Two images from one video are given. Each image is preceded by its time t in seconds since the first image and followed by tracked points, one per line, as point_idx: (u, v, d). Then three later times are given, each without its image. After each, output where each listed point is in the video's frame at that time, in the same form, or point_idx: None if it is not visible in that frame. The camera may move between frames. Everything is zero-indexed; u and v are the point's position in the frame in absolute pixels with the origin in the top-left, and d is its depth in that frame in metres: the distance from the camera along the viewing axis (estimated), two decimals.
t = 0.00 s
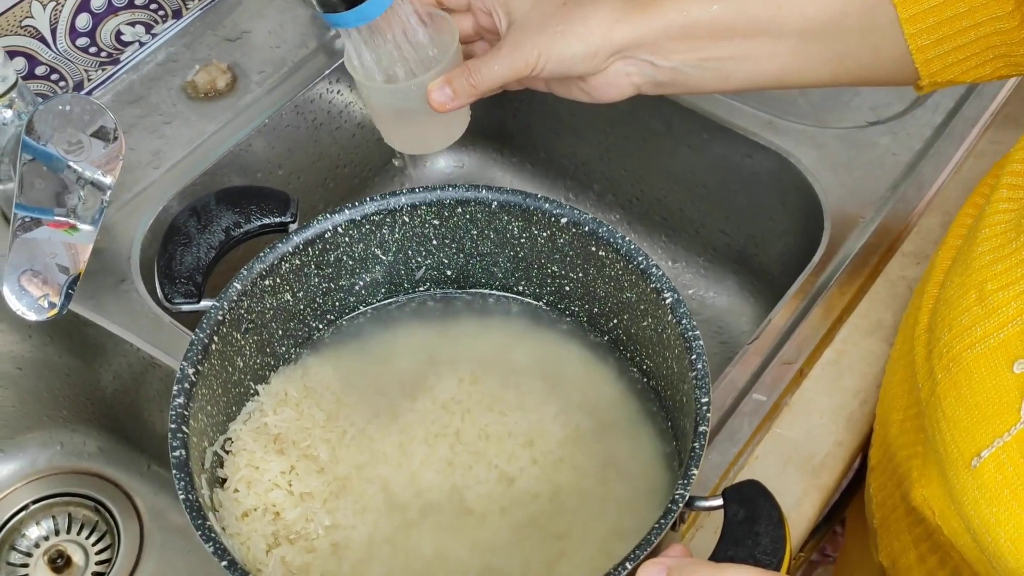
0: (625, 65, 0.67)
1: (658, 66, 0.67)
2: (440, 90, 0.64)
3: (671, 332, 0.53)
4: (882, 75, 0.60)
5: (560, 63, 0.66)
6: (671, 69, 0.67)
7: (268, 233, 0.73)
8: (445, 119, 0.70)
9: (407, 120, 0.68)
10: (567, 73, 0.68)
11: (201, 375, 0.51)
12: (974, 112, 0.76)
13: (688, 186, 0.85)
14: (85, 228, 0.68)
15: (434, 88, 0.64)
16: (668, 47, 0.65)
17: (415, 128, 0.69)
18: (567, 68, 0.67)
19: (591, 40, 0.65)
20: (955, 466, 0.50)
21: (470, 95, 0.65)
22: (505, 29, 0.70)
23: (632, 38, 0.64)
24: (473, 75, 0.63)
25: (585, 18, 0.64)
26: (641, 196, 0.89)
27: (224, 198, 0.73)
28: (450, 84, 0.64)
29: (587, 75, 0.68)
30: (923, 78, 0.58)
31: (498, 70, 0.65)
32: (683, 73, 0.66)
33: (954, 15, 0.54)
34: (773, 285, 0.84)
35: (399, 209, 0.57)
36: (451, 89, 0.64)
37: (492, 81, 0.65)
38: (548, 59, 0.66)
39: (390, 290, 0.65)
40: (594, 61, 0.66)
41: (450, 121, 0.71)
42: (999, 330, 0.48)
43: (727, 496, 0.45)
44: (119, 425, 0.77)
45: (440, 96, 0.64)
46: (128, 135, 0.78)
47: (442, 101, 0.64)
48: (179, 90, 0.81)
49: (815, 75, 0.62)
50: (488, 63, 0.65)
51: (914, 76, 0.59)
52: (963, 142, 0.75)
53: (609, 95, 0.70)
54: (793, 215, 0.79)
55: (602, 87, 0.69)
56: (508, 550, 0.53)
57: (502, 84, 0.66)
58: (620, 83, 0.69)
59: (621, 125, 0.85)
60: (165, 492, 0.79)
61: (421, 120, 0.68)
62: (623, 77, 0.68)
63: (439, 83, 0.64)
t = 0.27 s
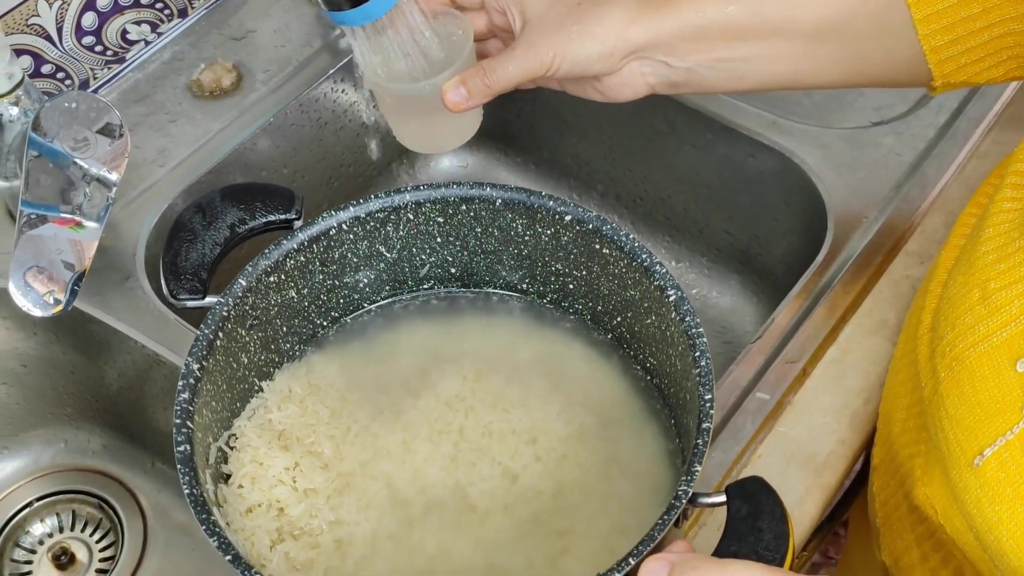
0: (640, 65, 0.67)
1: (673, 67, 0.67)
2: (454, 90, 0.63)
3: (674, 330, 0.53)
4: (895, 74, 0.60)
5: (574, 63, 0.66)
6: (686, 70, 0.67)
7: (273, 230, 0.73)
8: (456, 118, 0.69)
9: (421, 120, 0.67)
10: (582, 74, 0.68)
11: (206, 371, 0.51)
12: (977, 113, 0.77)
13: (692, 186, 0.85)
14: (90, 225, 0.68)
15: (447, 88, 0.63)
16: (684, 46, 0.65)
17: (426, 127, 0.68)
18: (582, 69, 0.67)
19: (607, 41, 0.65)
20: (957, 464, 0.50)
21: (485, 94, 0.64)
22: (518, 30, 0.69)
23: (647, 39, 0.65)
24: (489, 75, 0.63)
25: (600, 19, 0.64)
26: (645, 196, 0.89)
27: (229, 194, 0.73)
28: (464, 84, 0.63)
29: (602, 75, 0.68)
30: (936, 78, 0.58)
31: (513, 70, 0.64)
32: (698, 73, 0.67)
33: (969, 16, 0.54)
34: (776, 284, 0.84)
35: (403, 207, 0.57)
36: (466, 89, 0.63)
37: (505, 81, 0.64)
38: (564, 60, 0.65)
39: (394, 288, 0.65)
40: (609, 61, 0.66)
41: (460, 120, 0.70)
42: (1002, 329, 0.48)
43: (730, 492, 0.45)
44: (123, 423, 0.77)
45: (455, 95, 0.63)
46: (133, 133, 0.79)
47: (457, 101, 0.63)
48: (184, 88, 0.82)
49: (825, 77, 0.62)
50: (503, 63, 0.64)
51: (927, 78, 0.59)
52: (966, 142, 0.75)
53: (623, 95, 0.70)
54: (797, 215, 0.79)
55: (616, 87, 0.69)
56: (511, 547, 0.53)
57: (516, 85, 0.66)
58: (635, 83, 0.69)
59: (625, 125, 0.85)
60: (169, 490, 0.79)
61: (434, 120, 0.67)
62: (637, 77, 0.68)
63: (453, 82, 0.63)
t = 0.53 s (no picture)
0: (693, 64, 0.67)
1: (727, 65, 0.66)
2: (507, 92, 0.63)
3: (678, 327, 0.53)
4: (940, 76, 0.59)
5: (630, 62, 0.66)
6: (740, 69, 0.66)
7: (280, 227, 0.73)
8: (507, 120, 0.69)
9: (469, 123, 0.67)
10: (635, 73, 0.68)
11: (212, 367, 0.51)
12: (980, 114, 0.77)
13: (695, 186, 0.86)
14: (97, 223, 0.69)
15: (501, 89, 0.63)
16: (737, 47, 0.65)
17: (474, 131, 0.68)
18: (638, 66, 0.67)
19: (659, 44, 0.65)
20: (960, 463, 0.50)
21: (537, 96, 0.63)
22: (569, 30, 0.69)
23: (701, 37, 0.65)
24: (541, 76, 0.62)
25: (654, 18, 0.65)
26: (649, 197, 0.90)
27: (236, 192, 0.73)
28: (516, 84, 0.63)
29: (655, 73, 0.69)
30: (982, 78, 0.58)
31: (565, 71, 0.64)
32: (752, 74, 0.66)
33: (1017, 16, 0.53)
34: (780, 285, 0.85)
35: (409, 205, 0.58)
36: (518, 90, 0.63)
37: (559, 80, 0.64)
38: (615, 60, 0.66)
39: (400, 286, 0.65)
40: (664, 59, 0.66)
41: (512, 122, 0.70)
42: (1005, 328, 0.48)
43: (733, 489, 0.45)
44: (128, 421, 0.78)
45: (507, 96, 0.63)
46: (140, 132, 0.79)
47: (510, 102, 0.63)
48: (191, 88, 0.82)
49: (869, 75, 0.62)
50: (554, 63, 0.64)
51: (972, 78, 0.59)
52: (969, 142, 0.75)
53: (675, 93, 0.71)
54: (800, 216, 0.79)
55: (668, 85, 0.70)
56: (516, 544, 0.54)
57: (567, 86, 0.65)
58: (687, 82, 0.69)
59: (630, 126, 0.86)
60: (174, 488, 0.79)
61: (486, 123, 0.67)
62: (690, 76, 0.69)
63: (506, 84, 0.63)
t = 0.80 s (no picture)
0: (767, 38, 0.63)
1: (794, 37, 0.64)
2: (579, 116, 0.56)
3: (679, 325, 0.53)
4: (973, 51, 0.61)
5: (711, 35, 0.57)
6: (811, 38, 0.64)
7: (280, 225, 0.73)
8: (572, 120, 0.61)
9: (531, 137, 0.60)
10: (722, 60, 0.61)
11: (213, 364, 0.51)
12: (982, 113, 0.77)
13: (697, 185, 0.86)
14: (98, 220, 0.68)
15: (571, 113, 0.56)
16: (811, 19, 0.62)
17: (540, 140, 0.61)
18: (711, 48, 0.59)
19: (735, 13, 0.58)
20: (963, 458, 0.50)
21: (613, 108, 0.57)
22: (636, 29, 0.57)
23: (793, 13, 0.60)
24: (614, 92, 0.56)
25: None
26: (650, 196, 0.90)
27: (237, 189, 0.73)
28: (588, 106, 0.56)
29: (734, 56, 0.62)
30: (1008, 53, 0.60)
31: (648, 74, 0.56)
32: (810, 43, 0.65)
33: None
34: (781, 284, 0.85)
35: (410, 203, 0.58)
36: (590, 112, 0.56)
37: (638, 89, 0.56)
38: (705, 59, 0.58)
39: (400, 284, 0.65)
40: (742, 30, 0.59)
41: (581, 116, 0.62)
42: (1009, 323, 0.48)
43: (734, 485, 0.46)
44: (129, 419, 0.78)
45: (579, 120, 0.56)
46: (142, 131, 0.79)
47: (579, 126, 0.56)
48: (192, 86, 0.82)
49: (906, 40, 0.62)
50: (635, 63, 0.56)
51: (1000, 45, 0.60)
52: (971, 142, 0.75)
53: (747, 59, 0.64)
54: (802, 215, 0.79)
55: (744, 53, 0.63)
56: (517, 541, 0.54)
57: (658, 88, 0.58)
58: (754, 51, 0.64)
59: (631, 125, 0.86)
60: (174, 486, 0.79)
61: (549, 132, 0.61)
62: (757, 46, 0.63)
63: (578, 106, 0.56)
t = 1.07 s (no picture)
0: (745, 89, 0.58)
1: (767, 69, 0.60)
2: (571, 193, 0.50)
3: (675, 324, 0.53)
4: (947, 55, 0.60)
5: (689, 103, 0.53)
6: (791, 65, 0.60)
7: (276, 224, 0.73)
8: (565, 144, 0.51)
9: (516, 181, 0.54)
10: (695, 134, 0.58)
11: (209, 363, 0.51)
12: (979, 113, 0.77)
13: (694, 185, 0.86)
14: (94, 220, 0.68)
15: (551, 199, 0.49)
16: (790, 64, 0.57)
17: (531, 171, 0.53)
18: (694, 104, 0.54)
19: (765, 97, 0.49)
20: (962, 458, 0.50)
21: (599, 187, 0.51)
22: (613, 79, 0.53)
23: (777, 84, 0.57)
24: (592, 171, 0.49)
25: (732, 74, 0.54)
26: (648, 196, 0.90)
27: (234, 188, 0.73)
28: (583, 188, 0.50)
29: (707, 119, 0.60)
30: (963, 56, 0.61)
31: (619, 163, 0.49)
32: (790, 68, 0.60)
33: None
34: (779, 284, 0.84)
35: (406, 202, 0.58)
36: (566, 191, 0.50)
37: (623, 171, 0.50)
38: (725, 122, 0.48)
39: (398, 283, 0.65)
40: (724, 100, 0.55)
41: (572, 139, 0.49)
42: (1009, 323, 0.48)
43: (731, 483, 0.46)
44: (126, 419, 0.78)
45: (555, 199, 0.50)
46: (139, 131, 0.79)
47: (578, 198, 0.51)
48: (190, 86, 0.82)
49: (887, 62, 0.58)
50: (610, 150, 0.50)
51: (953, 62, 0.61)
52: (969, 141, 0.75)
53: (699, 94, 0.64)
54: (799, 215, 0.79)
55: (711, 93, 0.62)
56: (514, 540, 0.54)
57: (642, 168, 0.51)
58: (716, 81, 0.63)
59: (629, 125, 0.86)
60: (171, 487, 0.78)
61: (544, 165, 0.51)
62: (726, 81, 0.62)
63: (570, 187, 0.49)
